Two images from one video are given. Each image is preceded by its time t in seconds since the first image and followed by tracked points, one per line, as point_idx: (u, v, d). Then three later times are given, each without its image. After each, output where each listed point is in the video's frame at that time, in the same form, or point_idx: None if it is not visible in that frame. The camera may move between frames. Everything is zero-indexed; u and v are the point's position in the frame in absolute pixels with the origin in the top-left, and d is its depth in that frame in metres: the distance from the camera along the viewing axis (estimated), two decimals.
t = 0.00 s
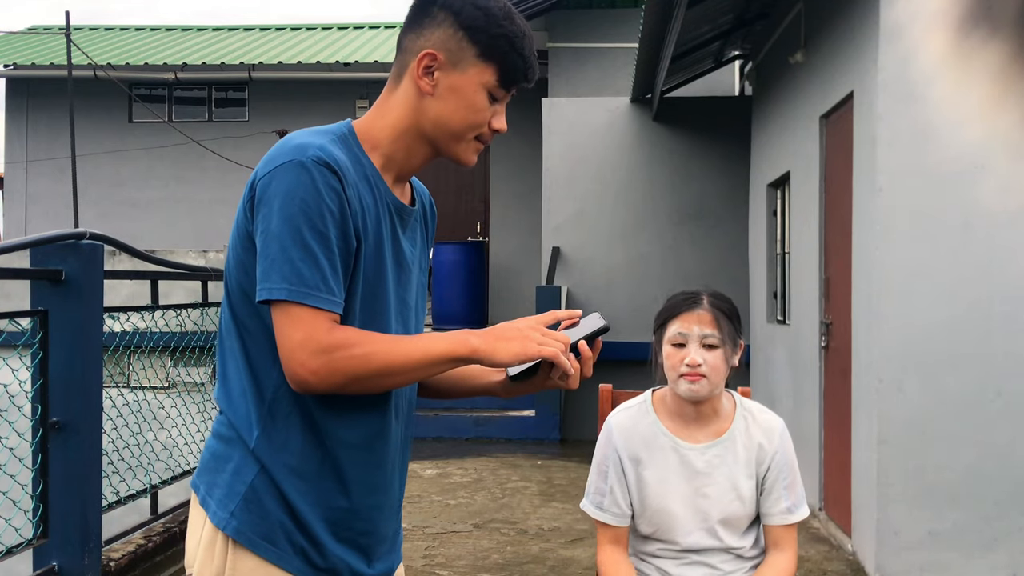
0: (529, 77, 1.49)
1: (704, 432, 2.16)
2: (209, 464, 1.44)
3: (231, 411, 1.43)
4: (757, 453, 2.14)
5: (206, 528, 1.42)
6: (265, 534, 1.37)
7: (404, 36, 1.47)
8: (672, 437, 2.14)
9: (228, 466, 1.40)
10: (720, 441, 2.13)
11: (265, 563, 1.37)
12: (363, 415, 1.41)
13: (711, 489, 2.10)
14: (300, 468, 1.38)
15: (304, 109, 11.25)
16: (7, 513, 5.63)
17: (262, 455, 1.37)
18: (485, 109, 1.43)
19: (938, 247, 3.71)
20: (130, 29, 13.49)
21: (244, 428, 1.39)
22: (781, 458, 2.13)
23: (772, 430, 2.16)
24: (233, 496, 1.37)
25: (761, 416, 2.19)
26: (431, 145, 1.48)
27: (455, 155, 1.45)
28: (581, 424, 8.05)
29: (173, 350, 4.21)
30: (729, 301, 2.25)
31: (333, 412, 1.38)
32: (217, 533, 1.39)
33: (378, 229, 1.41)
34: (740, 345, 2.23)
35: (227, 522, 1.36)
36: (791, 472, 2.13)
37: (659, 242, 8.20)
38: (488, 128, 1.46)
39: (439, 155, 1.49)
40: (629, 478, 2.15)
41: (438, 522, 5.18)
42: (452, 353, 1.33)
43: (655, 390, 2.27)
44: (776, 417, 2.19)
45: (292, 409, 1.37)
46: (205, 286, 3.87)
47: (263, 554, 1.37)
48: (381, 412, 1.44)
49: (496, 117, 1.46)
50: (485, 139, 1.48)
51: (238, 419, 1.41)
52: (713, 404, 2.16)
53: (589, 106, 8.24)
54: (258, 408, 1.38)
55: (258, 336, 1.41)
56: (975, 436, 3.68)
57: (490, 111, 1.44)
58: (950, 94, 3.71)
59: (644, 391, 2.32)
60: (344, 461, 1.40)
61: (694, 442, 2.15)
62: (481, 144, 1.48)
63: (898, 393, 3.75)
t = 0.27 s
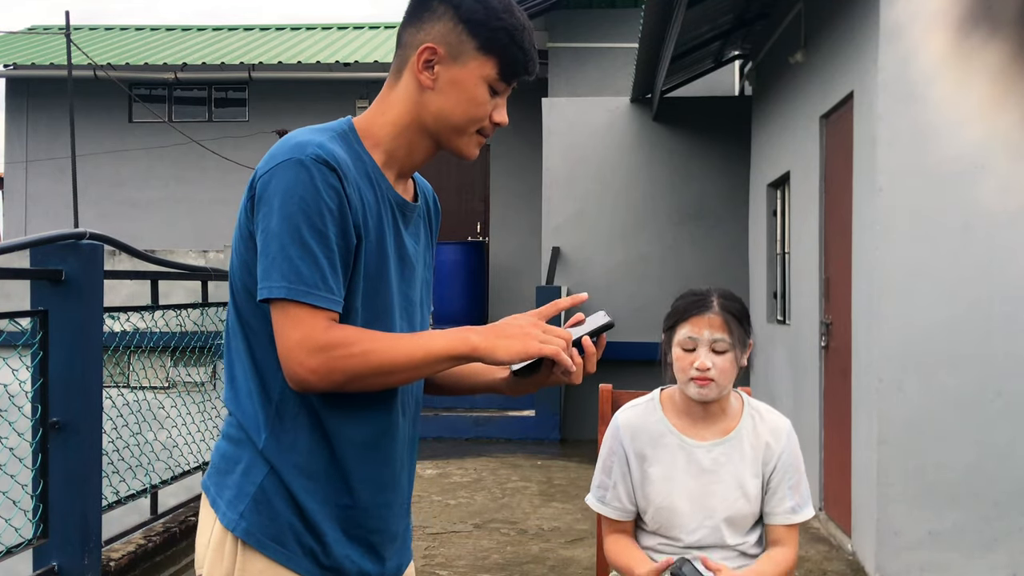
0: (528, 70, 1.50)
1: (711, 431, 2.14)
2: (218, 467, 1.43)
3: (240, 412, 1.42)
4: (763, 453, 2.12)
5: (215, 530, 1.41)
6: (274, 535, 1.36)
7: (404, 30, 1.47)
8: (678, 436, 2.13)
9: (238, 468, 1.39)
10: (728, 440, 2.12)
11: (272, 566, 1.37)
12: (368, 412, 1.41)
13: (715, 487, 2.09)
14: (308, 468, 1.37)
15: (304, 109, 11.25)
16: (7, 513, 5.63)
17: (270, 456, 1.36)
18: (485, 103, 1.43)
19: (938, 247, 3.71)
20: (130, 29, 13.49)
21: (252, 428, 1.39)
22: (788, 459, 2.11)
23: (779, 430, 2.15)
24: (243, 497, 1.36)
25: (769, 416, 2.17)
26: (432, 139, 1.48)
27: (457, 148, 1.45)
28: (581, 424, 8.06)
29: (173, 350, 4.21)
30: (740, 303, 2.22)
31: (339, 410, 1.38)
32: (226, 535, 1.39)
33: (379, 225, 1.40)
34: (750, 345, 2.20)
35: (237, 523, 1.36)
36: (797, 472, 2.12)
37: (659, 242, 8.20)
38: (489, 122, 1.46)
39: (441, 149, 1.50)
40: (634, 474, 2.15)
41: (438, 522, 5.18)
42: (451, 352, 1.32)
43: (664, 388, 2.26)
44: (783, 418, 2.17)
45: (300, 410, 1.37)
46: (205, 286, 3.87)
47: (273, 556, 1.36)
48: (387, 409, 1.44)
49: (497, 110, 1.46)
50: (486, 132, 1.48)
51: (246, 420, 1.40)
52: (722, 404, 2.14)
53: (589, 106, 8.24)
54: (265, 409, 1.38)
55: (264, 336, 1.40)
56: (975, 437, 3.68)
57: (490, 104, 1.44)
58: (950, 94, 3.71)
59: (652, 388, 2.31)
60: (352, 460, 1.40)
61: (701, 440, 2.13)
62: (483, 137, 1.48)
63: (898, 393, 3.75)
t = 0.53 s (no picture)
0: (523, 55, 1.45)
1: (711, 428, 2.14)
2: (249, 473, 1.38)
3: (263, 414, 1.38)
4: (763, 451, 2.12)
5: (249, 535, 1.36)
6: (307, 537, 1.31)
7: (398, 17, 1.44)
8: (678, 432, 2.13)
9: (269, 472, 1.35)
10: (727, 437, 2.12)
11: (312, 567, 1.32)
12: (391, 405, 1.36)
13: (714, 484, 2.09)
14: (334, 466, 1.32)
15: (304, 109, 11.25)
16: (7, 513, 5.63)
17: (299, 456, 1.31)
18: (478, 88, 1.39)
19: (938, 248, 3.71)
20: (130, 29, 13.49)
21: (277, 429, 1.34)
22: (788, 457, 2.11)
23: (779, 429, 2.14)
24: (276, 502, 1.32)
25: (770, 416, 2.16)
26: (428, 126, 1.44)
27: (453, 135, 1.41)
28: (581, 423, 8.06)
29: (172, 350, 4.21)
30: (742, 305, 2.20)
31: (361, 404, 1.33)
32: (261, 539, 1.34)
33: (379, 221, 1.36)
34: (751, 346, 2.20)
35: (272, 527, 1.31)
36: (797, 471, 2.11)
37: (659, 242, 8.19)
38: (483, 106, 1.41)
39: (439, 137, 1.46)
40: (635, 470, 2.15)
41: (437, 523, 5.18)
42: (420, 360, 1.26)
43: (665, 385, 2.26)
44: (784, 418, 2.17)
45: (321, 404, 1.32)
46: (204, 286, 3.87)
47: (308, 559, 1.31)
48: (404, 398, 1.38)
49: (491, 95, 1.41)
50: (482, 118, 1.44)
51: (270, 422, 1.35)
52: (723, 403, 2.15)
53: (589, 106, 8.24)
54: (286, 407, 1.33)
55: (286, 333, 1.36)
56: (975, 436, 3.68)
57: (484, 89, 1.40)
58: (950, 94, 3.72)
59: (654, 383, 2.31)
60: (376, 454, 1.34)
61: (701, 436, 2.13)
62: (479, 123, 1.44)
63: (898, 392, 3.75)
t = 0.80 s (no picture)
0: (519, 38, 1.42)
1: (709, 428, 2.14)
2: (298, 477, 1.37)
3: (305, 416, 1.37)
4: (762, 450, 2.12)
5: (301, 534, 1.35)
6: (356, 535, 1.29)
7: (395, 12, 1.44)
8: (676, 431, 2.14)
9: (316, 473, 1.34)
10: (725, 437, 2.12)
11: (364, 566, 1.30)
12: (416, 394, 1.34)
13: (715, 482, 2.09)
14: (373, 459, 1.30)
15: (304, 109, 11.25)
16: (7, 513, 5.63)
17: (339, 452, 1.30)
18: (474, 74, 1.37)
19: (938, 248, 3.71)
20: (130, 29, 13.49)
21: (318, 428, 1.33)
22: (786, 456, 2.11)
23: (777, 428, 2.14)
24: (325, 502, 1.30)
25: (768, 416, 2.16)
26: (432, 117, 1.43)
27: (454, 124, 1.40)
28: (580, 424, 8.07)
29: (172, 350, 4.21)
30: (738, 307, 2.19)
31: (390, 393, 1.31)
32: (313, 539, 1.32)
33: (398, 214, 1.35)
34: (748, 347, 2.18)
35: (322, 527, 1.29)
36: (795, 471, 2.11)
37: (659, 242, 8.20)
38: (482, 93, 1.39)
39: (444, 128, 1.44)
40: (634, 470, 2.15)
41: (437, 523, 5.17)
42: (422, 358, 1.24)
43: (664, 387, 2.26)
44: (782, 418, 2.17)
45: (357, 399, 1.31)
46: (204, 286, 3.87)
47: (359, 557, 1.29)
48: (429, 389, 1.37)
49: (490, 80, 1.39)
50: (484, 104, 1.41)
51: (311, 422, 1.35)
52: (720, 404, 2.14)
53: (589, 106, 8.23)
54: (323, 406, 1.32)
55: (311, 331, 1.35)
56: (974, 437, 3.68)
57: (481, 75, 1.37)
58: (950, 94, 3.72)
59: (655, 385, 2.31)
60: (413, 446, 1.32)
61: (698, 436, 2.13)
62: (480, 111, 1.41)
63: (898, 392, 3.74)
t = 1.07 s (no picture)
0: (531, 37, 1.41)
1: (706, 425, 2.15)
2: (332, 476, 1.37)
3: (337, 414, 1.37)
4: (761, 448, 2.11)
5: (335, 534, 1.35)
6: (392, 533, 1.29)
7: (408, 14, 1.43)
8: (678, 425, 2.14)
9: (349, 472, 1.33)
10: (725, 434, 2.12)
11: (398, 564, 1.29)
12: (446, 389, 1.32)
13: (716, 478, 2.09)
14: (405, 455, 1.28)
15: (304, 109, 11.25)
16: (7, 512, 5.63)
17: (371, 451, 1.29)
18: (487, 74, 1.36)
19: (938, 247, 3.71)
20: (130, 29, 13.50)
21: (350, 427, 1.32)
22: (786, 454, 2.11)
23: (777, 427, 2.14)
24: (359, 500, 1.30)
25: (766, 414, 2.16)
26: (448, 118, 1.42)
27: (468, 124, 1.39)
28: (580, 424, 8.07)
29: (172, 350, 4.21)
30: (726, 302, 2.20)
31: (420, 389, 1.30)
32: (347, 538, 1.33)
33: (427, 212, 1.34)
34: (738, 342, 2.19)
35: (356, 526, 1.29)
36: (795, 468, 2.10)
37: (659, 242, 8.20)
38: (495, 92, 1.38)
39: (460, 129, 1.43)
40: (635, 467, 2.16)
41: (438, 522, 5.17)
42: (471, 348, 1.25)
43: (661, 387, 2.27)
44: (782, 416, 2.16)
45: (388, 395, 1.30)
46: (204, 286, 3.87)
47: (393, 555, 1.28)
48: (457, 384, 1.36)
49: (503, 80, 1.38)
50: (498, 103, 1.40)
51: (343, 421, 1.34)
52: (716, 400, 2.14)
53: (589, 106, 8.23)
54: (353, 403, 1.32)
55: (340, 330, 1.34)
56: (974, 437, 3.68)
57: (493, 75, 1.37)
58: (950, 93, 3.71)
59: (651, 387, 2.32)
60: (445, 441, 1.31)
61: (698, 432, 2.14)
62: (494, 110, 1.41)
63: (898, 392, 3.74)
